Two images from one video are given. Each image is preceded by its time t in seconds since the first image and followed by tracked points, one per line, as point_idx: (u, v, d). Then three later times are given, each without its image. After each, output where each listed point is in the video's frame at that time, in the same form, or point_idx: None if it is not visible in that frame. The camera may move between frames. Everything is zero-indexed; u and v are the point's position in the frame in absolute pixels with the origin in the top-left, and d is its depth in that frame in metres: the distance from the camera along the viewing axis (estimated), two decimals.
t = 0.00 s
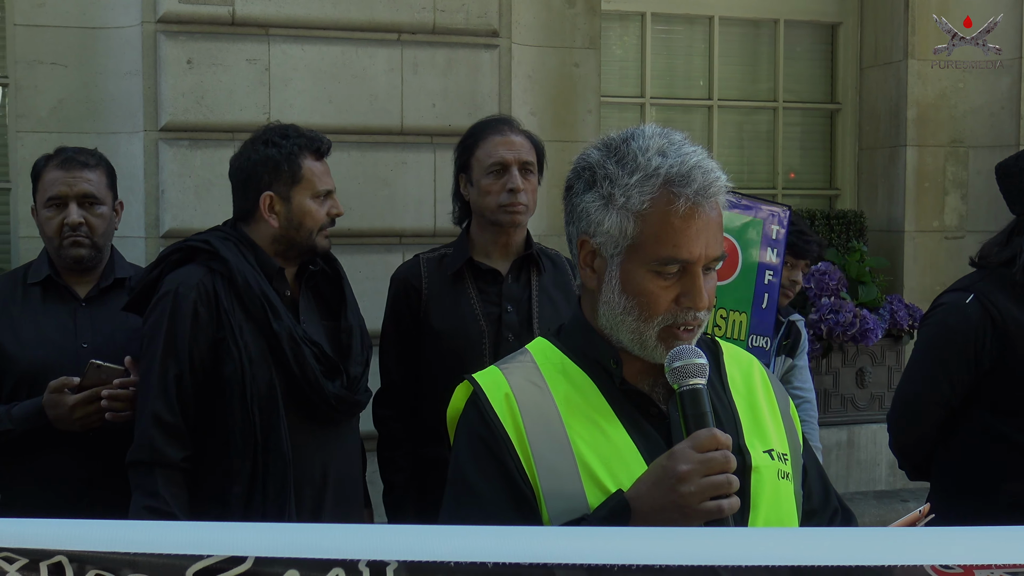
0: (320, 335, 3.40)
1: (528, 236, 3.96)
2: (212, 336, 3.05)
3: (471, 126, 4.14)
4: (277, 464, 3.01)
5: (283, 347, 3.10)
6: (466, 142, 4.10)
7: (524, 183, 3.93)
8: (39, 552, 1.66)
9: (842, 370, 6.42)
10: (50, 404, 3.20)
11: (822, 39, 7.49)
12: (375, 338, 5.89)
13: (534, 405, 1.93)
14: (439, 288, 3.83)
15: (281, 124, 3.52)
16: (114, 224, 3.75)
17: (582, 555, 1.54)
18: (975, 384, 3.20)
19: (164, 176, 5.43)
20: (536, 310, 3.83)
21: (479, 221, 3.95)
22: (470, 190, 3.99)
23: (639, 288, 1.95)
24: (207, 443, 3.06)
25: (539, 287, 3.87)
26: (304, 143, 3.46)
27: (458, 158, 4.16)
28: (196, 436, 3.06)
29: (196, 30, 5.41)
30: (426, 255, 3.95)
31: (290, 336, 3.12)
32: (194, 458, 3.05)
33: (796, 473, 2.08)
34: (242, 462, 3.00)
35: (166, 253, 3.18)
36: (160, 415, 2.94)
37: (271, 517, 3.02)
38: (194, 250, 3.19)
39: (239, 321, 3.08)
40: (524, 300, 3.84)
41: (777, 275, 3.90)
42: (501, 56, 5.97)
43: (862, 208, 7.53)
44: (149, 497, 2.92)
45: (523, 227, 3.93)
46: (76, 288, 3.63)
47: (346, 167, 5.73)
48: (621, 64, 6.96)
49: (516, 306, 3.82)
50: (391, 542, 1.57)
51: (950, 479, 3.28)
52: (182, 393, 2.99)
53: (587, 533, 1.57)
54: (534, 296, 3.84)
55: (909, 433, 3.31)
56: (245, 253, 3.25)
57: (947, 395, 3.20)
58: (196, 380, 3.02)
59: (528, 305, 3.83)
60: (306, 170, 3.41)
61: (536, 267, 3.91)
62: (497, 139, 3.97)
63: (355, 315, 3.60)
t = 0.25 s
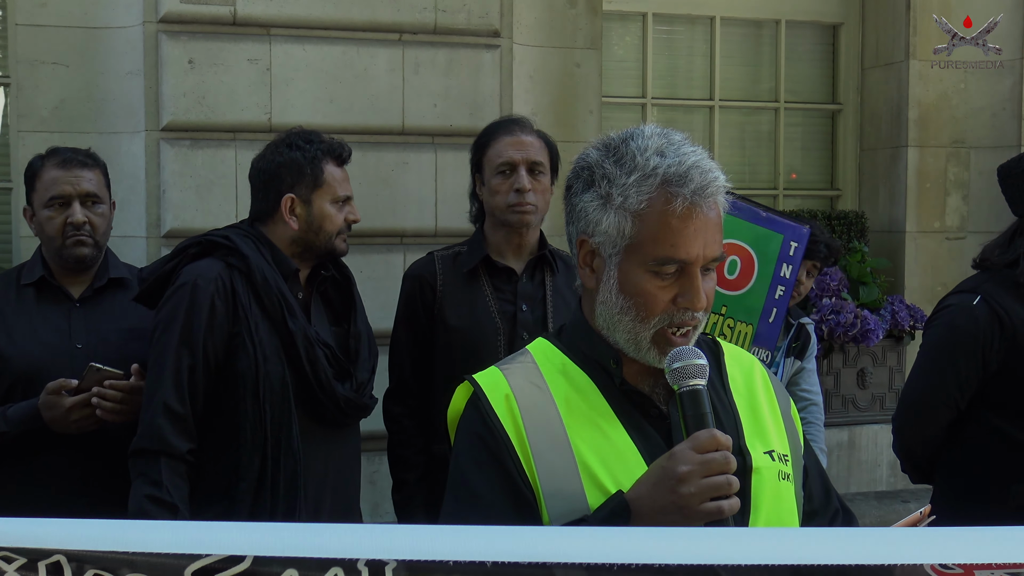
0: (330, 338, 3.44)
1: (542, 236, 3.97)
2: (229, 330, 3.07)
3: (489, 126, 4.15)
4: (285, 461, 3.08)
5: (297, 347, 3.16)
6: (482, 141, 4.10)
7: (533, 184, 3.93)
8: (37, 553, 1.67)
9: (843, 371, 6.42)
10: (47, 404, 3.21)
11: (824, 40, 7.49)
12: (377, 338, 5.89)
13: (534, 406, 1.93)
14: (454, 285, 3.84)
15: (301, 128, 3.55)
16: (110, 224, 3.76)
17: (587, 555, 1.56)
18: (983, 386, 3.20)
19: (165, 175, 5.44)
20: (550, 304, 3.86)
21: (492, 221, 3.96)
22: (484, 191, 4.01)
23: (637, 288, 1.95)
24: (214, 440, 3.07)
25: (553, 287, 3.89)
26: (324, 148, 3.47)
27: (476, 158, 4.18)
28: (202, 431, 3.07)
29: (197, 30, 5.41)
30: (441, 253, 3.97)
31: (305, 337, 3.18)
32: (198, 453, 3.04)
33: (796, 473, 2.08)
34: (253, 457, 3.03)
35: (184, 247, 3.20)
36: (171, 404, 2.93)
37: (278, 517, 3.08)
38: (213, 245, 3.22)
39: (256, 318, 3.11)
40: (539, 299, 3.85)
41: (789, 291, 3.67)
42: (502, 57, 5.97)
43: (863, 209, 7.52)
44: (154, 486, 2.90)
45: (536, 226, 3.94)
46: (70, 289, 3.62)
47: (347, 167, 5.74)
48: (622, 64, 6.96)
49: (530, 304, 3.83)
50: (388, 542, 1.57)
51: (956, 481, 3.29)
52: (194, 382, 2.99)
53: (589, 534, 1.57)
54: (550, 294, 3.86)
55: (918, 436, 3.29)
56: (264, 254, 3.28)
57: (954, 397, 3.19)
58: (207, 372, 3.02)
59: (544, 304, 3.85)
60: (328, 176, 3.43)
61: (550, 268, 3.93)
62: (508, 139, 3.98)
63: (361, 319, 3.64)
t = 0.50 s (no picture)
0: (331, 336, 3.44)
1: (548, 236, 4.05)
2: (229, 330, 3.07)
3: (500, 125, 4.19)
4: (288, 461, 3.08)
5: (298, 347, 3.16)
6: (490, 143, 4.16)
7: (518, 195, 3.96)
8: (39, 551, 1.65)
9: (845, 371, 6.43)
10: (48, 408, 3.22)
11: (825, 40, 7.49)
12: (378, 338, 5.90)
13: (537, 407, 1.93)
14: (462, 284, 3.92)
15: (299, 127, 3.55)
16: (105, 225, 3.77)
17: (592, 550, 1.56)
18: (984, 385, 3.20)
19: (167, 176, 5.44)
20: (556, 307, 3.91)
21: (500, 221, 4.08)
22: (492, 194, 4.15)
23: (640, 288, 1.94)
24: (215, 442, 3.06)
25: (561, 289, 3.95)
26: (322, 147, 3.47)
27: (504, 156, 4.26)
28: (202, 432, 3.07)
29: (198, 30, 5.41)
30: (453, 251, 4.04)
31: (305, 336, 3.17)
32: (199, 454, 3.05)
33: (799, 475, 2.08)
34: (254, 456, 3.03)
35: (184, 247, 3.20)
36: (171, 406, 2.94)
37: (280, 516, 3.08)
38: (212, 246, 3.21)
39: (255, 319, 3.11)
40: (545, 300, 3.92)
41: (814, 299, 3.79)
42: (504, 57, 5.97)
43: (864, 209, 7.53)
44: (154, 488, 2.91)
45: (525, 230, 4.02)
46: (64, 289, 3.61)
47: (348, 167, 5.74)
48: (623, 64, 6.96)
49: (536, 305, 3.91)
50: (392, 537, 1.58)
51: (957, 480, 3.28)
52: (194, 384, 2.99)
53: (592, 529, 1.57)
54: (556, 296, 3.92)
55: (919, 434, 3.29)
56: (263, 254, 3.27)
57: (953, 396, 3.19)
58: (208, 373, 3.02)
59: (549, 308, 3.91)
60: (327, 175, 3.43)
61: (560, 270, 3.98)
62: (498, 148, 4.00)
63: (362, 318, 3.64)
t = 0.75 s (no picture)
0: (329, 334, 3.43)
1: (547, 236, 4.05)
2: (223, 333, 3.07)
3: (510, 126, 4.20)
4: (288, 462, 3.08)
5: (293, 347, 3.16)
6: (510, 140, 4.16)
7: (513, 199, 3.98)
8: (40, 552, 1.63)
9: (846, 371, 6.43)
10: (44, 409, 3.20)
11: (826, 40, 7.48)
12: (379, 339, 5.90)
13: (539, 408, 1.93)
14: (461, 283, 3.96)
15: (290, 125, 3.54)
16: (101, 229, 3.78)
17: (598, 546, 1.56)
18: (982, 385, 3.20)
19: (168, 175, 5.44)
20: (552, 311, 3.88)
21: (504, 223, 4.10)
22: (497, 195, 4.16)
23: (643, 288, 1.94)
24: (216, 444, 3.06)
25: (559, 292, 3.91)
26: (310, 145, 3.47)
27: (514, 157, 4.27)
28: (200, 436, 3.07)
29: (200, 30, 5.41)
30: (457, 252, 4.09)
31: (300, 336, 3.17)
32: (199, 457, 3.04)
33: (802, 476, 2.08)
34: (252, 459, 3.03)
35: (177, 250, 3.19)
36: (168, 412, 2.94)
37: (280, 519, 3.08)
38: (204, 248, 3.20)
39: (250, 321, 3.11)
40: (543, 304, 3.90)
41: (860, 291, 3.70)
42: (505, 57, 5.96)
43: (865, 210, 7.53)
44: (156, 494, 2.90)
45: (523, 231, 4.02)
46: (57, 289, 3.61)
47: (349, 167, 5.73)
48: (624, 64, 6.95)
49: (531, 308, 3.89)
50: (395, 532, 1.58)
51: (957, 481, 3.28)
52: (190, 389, 2.99)
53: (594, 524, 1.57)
54: (552, 301, 3.89)
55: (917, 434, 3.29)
56: (255, 254, 3.27)
57: (952, 395, 3.19)
58: (204, 377, 3.03)
59: (545, 312, 3.88)
60: (318, 172, 3.43)
61: (560, 273, 3.95)
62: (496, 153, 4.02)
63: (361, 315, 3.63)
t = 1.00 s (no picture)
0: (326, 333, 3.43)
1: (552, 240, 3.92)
2: (217, 337, 3.07)
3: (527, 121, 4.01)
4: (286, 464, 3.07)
5: (286, 347, 3.12)
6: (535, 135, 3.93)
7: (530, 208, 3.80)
8: (27, 556, 1.55)
9: (847, 371, 6.43)
10: (36, 410, 3.20)
11: (827, 40, 7.48)
12: (380, 339, 5.90)
13: (539, 409, 1.92)
14: (454, 283, 3.91)
15: (282, 124, 3.52)
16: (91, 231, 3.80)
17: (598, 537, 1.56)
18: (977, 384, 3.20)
19: (169, 175, 5.44)
20: (541, 311, 3.80)
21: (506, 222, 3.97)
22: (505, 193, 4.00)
23: (644, 288, 1.94)
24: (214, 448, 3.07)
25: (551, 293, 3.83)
26: (304, 144, 3.45)
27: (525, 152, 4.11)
28: (198, 438, 3.07)
29: (201, 30, 5.41)
30: (453, 251, 4.05)
31: (294, 337, 3.14)
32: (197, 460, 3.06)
33: (804, 477, 2.08)
34: (248, 460, 3.04)
35: (169, 255, 3.19)
36: (164, 417, 2.95)
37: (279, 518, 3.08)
38: (197, 251, 3.19)
39: (243, 322, 3.09)
40: (533, 303, 3.83)
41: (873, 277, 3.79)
42: (506, 57, 5.96)
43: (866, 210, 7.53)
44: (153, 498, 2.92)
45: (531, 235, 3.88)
46: (49, 292, 3.61)
47: (350, 166, 5.73)
48: (624, 64, 6.95)
49: (520, 307, 3.82)
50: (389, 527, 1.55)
51: (954, 479, 3.27)
52: (185, 393, 3.00)
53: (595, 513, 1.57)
54: (541, 301, 3.81)
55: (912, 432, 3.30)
56: (248, 255, 3.26)
57: (948, 394, 3.18)
58: (199, 381, 3.03)
59: (533, 312, 3.81)
60: (314, 171, 3.42)
61: (553, 273, 3.86)
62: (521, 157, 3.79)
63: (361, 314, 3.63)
